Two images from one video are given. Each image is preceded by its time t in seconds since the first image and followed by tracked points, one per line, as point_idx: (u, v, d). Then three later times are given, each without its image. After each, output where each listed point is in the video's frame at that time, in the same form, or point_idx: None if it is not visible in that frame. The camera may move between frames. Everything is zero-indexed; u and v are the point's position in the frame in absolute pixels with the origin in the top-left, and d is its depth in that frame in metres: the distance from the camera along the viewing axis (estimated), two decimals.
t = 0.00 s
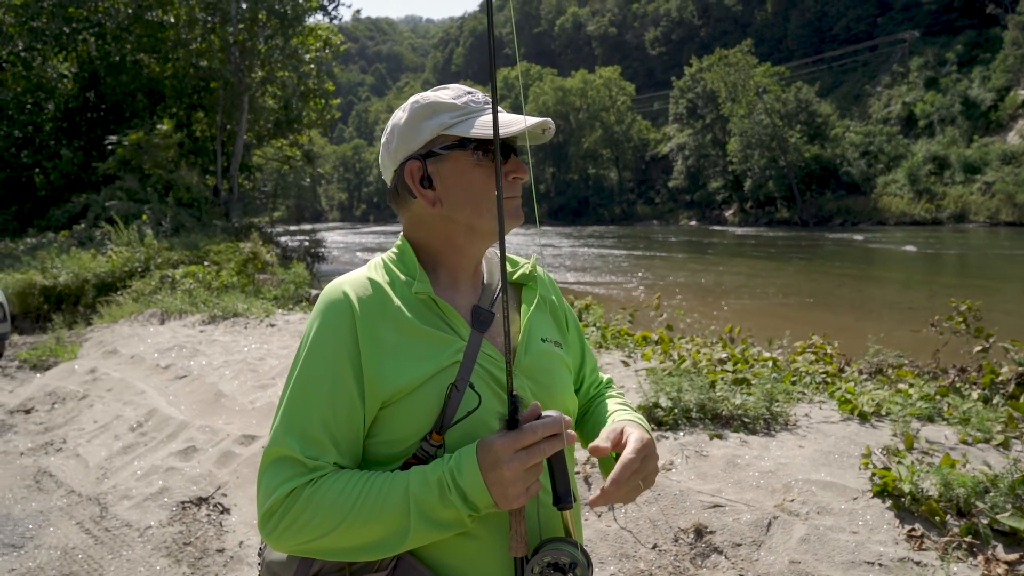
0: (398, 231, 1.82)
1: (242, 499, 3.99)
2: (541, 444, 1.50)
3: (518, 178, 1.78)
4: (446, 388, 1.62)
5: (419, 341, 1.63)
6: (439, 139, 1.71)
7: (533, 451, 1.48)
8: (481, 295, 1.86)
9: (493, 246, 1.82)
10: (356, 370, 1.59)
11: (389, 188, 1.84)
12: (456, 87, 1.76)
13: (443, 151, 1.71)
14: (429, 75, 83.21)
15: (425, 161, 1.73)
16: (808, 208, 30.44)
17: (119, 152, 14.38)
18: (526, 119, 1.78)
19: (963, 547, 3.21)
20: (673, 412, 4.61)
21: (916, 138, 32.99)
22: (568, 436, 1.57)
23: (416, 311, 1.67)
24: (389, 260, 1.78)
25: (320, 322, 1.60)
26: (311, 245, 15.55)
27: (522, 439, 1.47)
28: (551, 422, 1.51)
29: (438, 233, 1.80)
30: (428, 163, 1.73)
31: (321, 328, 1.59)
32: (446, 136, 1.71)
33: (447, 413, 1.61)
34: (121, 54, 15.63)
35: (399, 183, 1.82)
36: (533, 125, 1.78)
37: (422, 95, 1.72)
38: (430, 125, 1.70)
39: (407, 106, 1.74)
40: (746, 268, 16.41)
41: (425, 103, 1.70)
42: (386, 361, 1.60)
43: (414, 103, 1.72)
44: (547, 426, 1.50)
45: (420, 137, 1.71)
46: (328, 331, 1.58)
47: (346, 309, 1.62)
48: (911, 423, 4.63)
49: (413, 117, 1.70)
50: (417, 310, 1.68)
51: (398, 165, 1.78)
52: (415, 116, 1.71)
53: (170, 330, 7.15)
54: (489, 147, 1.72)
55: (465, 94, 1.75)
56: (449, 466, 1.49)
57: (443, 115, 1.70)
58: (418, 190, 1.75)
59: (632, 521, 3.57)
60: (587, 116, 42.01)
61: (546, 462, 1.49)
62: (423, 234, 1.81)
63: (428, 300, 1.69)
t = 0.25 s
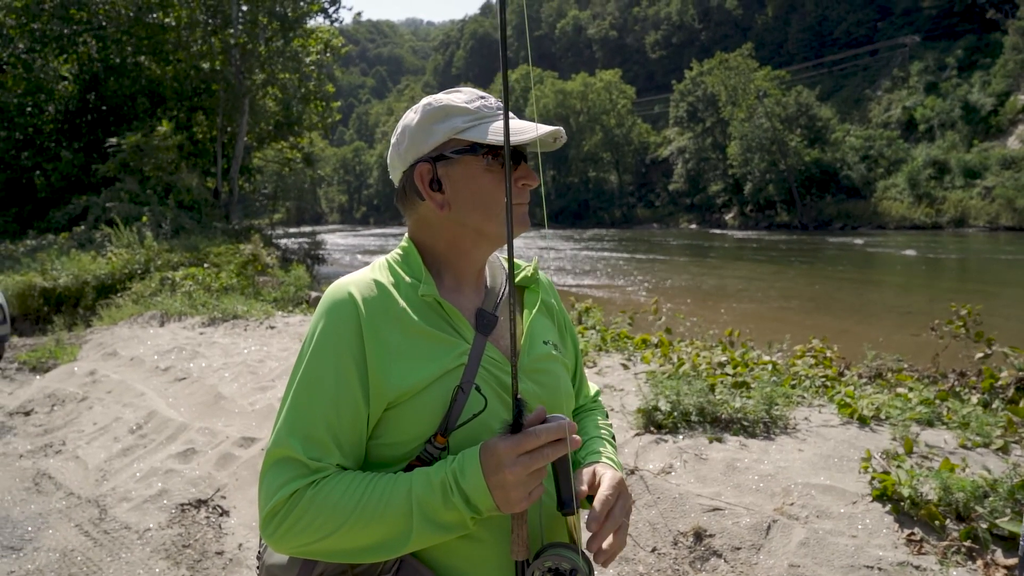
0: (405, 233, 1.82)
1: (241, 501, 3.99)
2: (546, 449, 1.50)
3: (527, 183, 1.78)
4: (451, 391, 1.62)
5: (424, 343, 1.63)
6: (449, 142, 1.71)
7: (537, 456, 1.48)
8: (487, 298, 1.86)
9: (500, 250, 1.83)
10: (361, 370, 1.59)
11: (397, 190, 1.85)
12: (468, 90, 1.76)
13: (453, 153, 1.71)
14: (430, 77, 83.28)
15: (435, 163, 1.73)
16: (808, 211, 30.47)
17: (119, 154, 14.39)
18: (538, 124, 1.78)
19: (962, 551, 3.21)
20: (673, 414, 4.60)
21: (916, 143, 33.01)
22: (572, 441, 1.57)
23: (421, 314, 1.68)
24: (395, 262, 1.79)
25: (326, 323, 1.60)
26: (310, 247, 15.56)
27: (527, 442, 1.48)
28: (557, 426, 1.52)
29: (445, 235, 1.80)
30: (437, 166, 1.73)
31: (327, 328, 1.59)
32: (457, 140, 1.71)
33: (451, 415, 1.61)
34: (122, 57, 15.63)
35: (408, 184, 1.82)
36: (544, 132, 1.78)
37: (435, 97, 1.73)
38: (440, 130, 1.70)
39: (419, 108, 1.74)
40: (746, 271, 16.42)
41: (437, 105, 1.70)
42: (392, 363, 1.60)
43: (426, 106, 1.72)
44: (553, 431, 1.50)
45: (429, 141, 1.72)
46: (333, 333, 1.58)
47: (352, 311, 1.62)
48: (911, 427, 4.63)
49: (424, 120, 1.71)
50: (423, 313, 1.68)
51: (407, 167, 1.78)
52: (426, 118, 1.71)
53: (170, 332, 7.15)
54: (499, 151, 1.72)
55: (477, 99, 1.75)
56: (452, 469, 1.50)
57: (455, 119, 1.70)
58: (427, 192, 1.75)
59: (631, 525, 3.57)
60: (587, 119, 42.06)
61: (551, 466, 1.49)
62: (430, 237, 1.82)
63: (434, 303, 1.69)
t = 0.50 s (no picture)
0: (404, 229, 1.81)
1: (237, 499, 3.98)
2: (546, 445, 1.50)
3: (526, 182, 1.78)
4: (450, 387, 1.62)
5: (423, 338, 1.63)
6: (448, 140, 1.71)
7: (536, 453, 1.48)
8: (485, 294, 1.86)
9: (498, 246, 1.83)
10: (360, 365, 1.58)
11: (396, 185, 1.84)
12: (470, 88, 1.76)
13: (451, 151, 1.71)
14: (426, 75, 83.18)
15: (433, 160, 1.73)
16: (804, 211, 30.52)
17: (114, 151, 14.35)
18: (537, 123, 1.78)
19: (957, 549, 3.22)
20: (669, 413, 4.61)
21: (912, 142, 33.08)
22: (571, 437, 1.57)
23: (421, 309, 1.67)
24: (394, 258, 1.78)
25: (326, 316, 1.59)
26: (307, 244, 15.54)
27: (527, 439, 1.48)
28: (555, 424, 1.52)
29: (443, 232, 1.80)
30: (436, 162, 1.73)
31: (326, 321, 1.58)
32: (455, 138, 1.71)
33: (450, 411, 1.61)
34: (117, 53, 15.57)
35: (407, 181, 1.82)
36: (544, 130, 1.78)
37: (434, 94, 1.73)
38: (440, 126, 1.70)
39: (418, 105, 1.74)
40: (742, 270, 16.45)
41: (436, 102, 1.70)
42: (392, 357, 1.60)
43: (425, 103, 1.72)
44: (552, 428, 1.51)
45: (429, 137, 1.71)
46: (333, 327, 1.57)
47: (352, 304, 1.61)
48: (907, 426, 4.64)
49: (424, 116, 1.71)
50: (422, 308, 1.68)
51: (406, 164, 1.78)
52: (426, 115, 1.71)
53: (166, 330, 7.14)
54: (497, 149, 1.72)
55: (477, 97, 1.75)
56: (452, 463, 1.50)
57: (454, 116, 1.70)
58: (424, 189, 1.75)
59: (628, 522, 3.57)
60: (584, 118, 42.07)
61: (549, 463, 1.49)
62: (429, 233, 1.81)
63: (433, 298, 1.70)
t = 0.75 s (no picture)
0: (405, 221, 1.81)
1: (235, 494, 3.98)
2: (547, 438, 1.50)
3: (528, 176, 1.77)
4: (450, 380, 1.62)
5: (424, 331, 1.63)
6: (450, 134, 1.70)
7: (538, 446, 1.48)
8: (486, 288, 1.85)
9: (500, 240, 1.82)
10: (361, 359, 1.58)
11: (397, 178, 1.83)
12: (474, 82, 1.76)
13: (454, 145, 1.70)
14: (425, 69, 82.96)
15: (435, 153, 1.72)
16: (802, 206, 30.51)
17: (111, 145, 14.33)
18: (540, 117, 1.77)
19: (954, 544, 3.23)
20: (667, 408, 4.61)
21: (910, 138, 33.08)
22: (571, 432, 1.57)
23: (422, 303, 1.67)
24: (394, 251, 1.78)
25: (326, 308, 1.58)
26: (304, 239, 15.50)
27: (528, 432, 1.48)
28: (556, 417, 1.52)
29: (444, 226, 1.79)
30: (437, 155, 1.72)
31: (327, 314, 1.57)
32: (457, 132, 1.70)
33: (450, 404, 1.60)
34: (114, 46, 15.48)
35: (409, 173, 1.81)
36: (547, 125, 1.77)
37: (438, 87, 1.72)
38: (443, 119, 1.69)
39: (422, 98, 1.73)
40: (740, 265, 16.47)
41: (440, 94, 1.69)
42: (393, 350, 1.59)
43: (428, 96, 1.71)
44: (553, 421, 1.51)
45: (431, 130, 1.70)
46: (334, 319, 1.57)
47: (353, 297, 1.60)
48: (904, 421, 4.64)
49: (426, 108, 1.70)
50: (423, 301, 1.67)
51: (407, 156, 1.77)
52: (429, 107, 1.70)
53: (163, 324, 7.12)
54: (499, 143, 1.71)
55: (480, 90, 1.74)
56: (452, 457, 1.49)
57: (457, 109, 1.69)
58: (426, 181, 1.74)
59: (626, 517, 3.57)
60: (582, 112, 42.02)
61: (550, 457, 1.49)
62: (429, 227, 1.81)
63: (435, 292, 1.69)
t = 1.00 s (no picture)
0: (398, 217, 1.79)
1: (225, 491, 3.96)
2: (542, 436, 1.49)
3: (524, 173, 1.75)
4: (444, 376, 1.61)
5: (418, 328, 1.61)
6: (447, 128, 1.69)
7: (532, 443, 1.48)
8: (481, 285, 1.84)
9: (495, 236, 1.81)
10: (354, 355, 1.56)
11: (392, 173, 1.82)
12: (471, 77, 1.74)
13: (450, 139, 1.69)
14: (416, 65, 82.72)
15: (431, 148, 1.71)
16: (793, 203, 30.61)
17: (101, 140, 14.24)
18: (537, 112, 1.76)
19: (944, 540, 3.24)
20: (659, 405, 4.61)
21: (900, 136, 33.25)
22: (566, 429, 1.56)
23: (416, 299, 1.65)
24: (388, 247, 1.76)
25: (319, 304, 1.57)
26: (296, 235, 15.44)
27: (523, 429, 1.47)
28: (551, 414, 1.51)
29: (439, 220, 1.78)
30: (433, 149, 1.71)
31: (320, 309, 1.56)
32: (455, 126, 1.68)
33: (444, 400, 1.60)
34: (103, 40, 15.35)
35: (403, 168, 1.80)
36: (544, 121, 1.76)
37: (435, 81, 1.70)
38: (439, 114, 1.68)
39: (418, 92, 1.71)
40: (732, 262, 16.52)
41: (437, 89, 1.68)
42: (386, 347, 1.57)
43: (425, 89, 1.70)
44: (548, 418, 1.50)
45: (428, 124, 1.69)
46: (327, 315, 1.55)
47: (346, 293, 1.59)
48: (894, 417, 4.66)
49: (423, 102, 1.68)
50: (417, 297, 1.66)
51: (403, 151, 1.75)
52: (426, 101, 1.69)
53: (153, 320, 7.08)
54: (495, 138, 1.69)
55: (477, 86, 1.73)
56: (446, 453, 1.48)
57: (454, 104, 1.68)
58: (421, 175, 1.73)
59: (618, 514, 3.56)
60: (575, 109, 42.01)
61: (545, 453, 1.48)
62: (424, 222, 1.79)
63: (429, 288, 1.67)
